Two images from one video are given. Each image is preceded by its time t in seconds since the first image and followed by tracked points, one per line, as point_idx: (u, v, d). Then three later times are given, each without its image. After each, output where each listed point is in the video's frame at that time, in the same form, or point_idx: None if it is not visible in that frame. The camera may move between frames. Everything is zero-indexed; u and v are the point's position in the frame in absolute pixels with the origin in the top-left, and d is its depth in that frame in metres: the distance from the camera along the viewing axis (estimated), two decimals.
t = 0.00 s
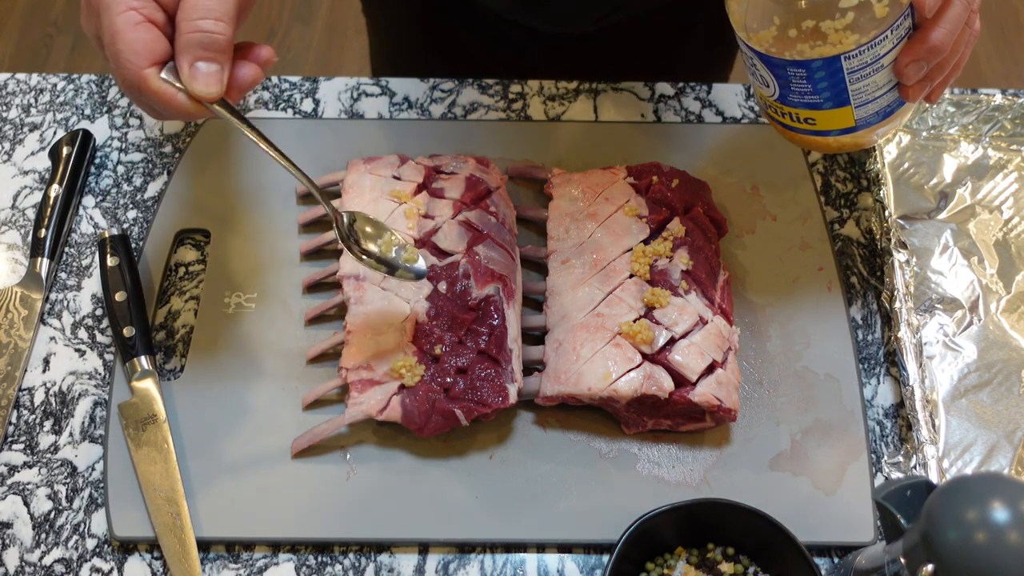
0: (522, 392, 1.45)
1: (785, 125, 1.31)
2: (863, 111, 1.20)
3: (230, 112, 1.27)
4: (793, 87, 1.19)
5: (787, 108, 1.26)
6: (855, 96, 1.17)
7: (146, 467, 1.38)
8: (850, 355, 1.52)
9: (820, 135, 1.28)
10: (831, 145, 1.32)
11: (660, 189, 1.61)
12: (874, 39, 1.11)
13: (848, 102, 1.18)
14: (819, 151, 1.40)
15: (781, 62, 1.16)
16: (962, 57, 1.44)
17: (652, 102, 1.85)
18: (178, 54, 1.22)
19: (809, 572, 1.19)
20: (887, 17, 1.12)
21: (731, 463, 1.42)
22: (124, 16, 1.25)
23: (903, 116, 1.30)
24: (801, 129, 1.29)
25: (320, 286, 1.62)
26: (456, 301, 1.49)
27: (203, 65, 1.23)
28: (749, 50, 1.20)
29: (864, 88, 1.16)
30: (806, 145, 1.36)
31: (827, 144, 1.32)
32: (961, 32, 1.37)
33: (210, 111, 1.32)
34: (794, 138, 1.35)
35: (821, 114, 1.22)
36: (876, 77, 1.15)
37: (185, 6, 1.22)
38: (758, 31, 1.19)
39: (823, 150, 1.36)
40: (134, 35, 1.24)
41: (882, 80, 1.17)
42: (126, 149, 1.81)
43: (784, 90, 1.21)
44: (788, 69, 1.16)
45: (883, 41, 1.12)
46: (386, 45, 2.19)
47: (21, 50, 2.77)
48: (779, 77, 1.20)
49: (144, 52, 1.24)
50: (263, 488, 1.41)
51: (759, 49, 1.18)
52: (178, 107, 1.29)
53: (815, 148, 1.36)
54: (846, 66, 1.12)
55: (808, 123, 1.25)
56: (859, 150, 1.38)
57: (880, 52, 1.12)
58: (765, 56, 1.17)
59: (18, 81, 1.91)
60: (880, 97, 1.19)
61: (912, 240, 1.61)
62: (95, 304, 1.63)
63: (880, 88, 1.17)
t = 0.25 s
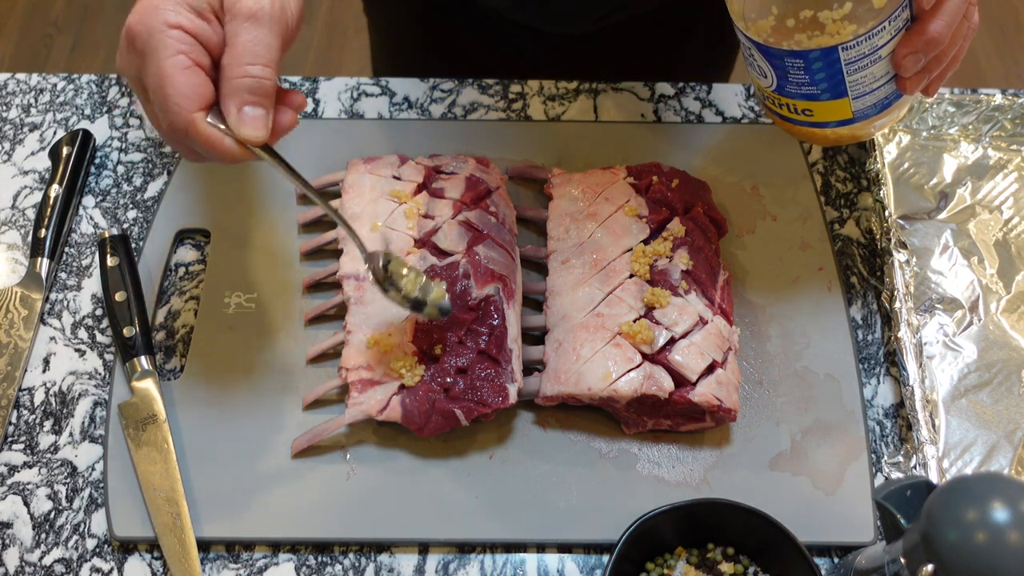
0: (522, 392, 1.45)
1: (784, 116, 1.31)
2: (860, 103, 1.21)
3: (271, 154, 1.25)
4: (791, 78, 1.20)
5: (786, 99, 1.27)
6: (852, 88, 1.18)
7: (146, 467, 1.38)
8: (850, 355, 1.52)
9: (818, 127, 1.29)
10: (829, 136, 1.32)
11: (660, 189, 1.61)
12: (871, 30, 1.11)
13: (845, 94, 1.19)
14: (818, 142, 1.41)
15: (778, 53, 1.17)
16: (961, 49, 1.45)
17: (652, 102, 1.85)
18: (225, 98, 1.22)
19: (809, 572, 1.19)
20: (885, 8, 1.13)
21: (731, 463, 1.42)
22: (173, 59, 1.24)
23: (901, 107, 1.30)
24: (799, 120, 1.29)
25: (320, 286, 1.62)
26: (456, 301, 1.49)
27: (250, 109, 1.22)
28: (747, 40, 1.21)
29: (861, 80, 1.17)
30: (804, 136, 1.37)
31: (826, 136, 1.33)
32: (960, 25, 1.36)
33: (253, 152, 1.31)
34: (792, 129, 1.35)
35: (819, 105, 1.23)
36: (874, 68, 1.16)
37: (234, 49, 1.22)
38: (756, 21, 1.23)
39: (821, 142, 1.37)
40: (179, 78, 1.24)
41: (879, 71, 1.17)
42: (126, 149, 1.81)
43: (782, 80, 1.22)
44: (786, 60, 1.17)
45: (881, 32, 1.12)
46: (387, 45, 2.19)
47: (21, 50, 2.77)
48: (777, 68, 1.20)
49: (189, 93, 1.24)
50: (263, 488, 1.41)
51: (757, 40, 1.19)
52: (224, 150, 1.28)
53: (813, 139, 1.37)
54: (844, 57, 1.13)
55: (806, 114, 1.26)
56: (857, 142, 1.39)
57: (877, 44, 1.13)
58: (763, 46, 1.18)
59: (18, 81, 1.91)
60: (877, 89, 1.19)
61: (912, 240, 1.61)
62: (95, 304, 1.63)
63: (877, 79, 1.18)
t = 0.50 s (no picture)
0: (522, 392, 1.45)
1: (791, 111, 1.32)
2: (869, 98, 1.21)
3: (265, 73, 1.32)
4: (800, 73, 1.21)
5: (794, 94, 1.28)
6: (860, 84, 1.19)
7: (147, 467, 1.38)
8: (851, 356, 1.52)
9: (826, 122, 1.29)
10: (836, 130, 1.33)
11: (660, 189, 1.61)
12: (882, 26, 1.12)
13: (855, 89, 1.20)
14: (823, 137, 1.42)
15: (788, 49, 1.17)
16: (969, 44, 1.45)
17: (652, 102, 1.85)
18: None
19: (809, 572, 1.18)
20: (893, 5, 1.12)
21: (731, 463, 1.42)
22: None
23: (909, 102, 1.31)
24: (808, 116, 1.30)
25: (320, 286, 1.62)
26: (456, 301, 1.49)
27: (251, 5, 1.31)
28: (756, 36, 1.22)
29: (870, 75, 1.17)
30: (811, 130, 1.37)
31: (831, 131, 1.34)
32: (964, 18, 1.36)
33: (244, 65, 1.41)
34: (802, 125, 1.36)
35: (828, 100, 1.23)
36: (883, 64, 1.16)
37: None
38: (767, 18, 1.25)
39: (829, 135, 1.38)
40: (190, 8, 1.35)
41: (887, 67, 1.18)
42: (126, 149, 1.81)
43: (791, 76, 1.23)
44: (795, 56, 1.17)
45: (890, 28, 1.12)
46: (387, 45, 2.19)
47: (21, 51, 2.77)
48: (786, 64, 1.21)
49: None
50: (263, 488, 1.41)
51: (767, 36, 1.19)
52: (214, 49, 1.36)
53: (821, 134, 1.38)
54: (853, 53, 1.13)
55: (814, 109, 1.27)
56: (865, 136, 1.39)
57: (887, 40, 1.13)
58: (773, 42, 1.18)
59: (18, 81, 1.91)
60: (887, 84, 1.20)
61: (912, 240, 1.61)
62: (95, 304, 1.63)
63: (886, 75, 1.18)
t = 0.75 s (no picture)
0: (522, 392, 1.45)
1: (775, 113, 1.33)
2: (849, 103, 1.23)
3: None
4: (781, 77, 1.22)
5: (777, 97, 1.29)
6: (840, 88, 1.20)
7: (147, 467, 1.38)
8: (851, 355, 1.52)
9: (809, 124, 1.30)
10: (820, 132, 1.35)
11: (660, 189, 1.61)
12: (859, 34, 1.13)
13: (834, 94, 1.21)
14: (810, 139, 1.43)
15: (770, 54, 1.19)
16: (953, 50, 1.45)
17: (652, 102, 1.85)
18: None
19: (809, 572, 1.18)
20: (870, 13, 1.15)
21: (731, 463, 1.42)
22: None
23: (891, 106, 1.32)
24: (791, 119, 1.31)
25: (320, 286, 1.61)
26: (456, 301, 1.49)
27: None
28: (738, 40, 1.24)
29: (849, 80, 1.18)
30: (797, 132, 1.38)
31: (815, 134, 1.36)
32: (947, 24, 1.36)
33: None
34: (787, 127, 1.37)
35: (809, 104, 1.24)
36: (861, 70, 1.17)
37: None
38: (748, 21, 1.27)
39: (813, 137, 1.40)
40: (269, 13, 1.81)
41: (867, 72, 1.19)
42: (126, 149, 1.81)
43: (773, 79, 1.24)
44: (775, 61, 1.19)
45: (867, 36, 1.14)
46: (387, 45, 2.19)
47: (21, 51, 2.77)
48: (767, 68, 1.23)
49: None
50: (263, 488, 1.41)
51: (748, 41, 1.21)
52: None
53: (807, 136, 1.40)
54: (831, 59, 1.15)
55: (796, 112, 1.28)
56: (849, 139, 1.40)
57: (864, 47, 1.15)
58: (755, 47, 1.20)
59: (18, 81, 1.91)
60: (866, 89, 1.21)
61: (912, 240, 1.61)
62: (95, 304, 1.62)
63: (866, 80, 1.20)
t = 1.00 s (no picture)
0: (522, 392, 1.45)
1: (734, 115, 1.27)
2: (802, 100, 1.15)
3: None
4: (729, 72, 1.16)
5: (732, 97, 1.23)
6: (791, 83, 1.13)
7: (147, 467, 1.38)
8: (851, 355, 1.52)
9: (768, 128, 1.24)
10: (783, 139, 1.28)
11: (660, 189, 1.61)
12: (797, 19, 1.06)
13: (785, 89, 1.14)
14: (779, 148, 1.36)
15: (712, 44, 1.13)
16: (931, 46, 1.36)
17: (652, 102, 1.85)
18: None
19: (809, 572, 1.18)
20: None
21: (731, 463, 1.42)
22: None
23: (855, 106, 1.24)
24: (749, 121, 1.25)
25: (320, 286, 1.62)
26: (456, 301, 1.49)
27: None
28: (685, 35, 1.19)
29: (797, 74, 1.12)
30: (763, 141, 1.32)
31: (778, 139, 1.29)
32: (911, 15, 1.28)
33: None
34: (749, 133, 1.31)
35: (762, 102, 1.18)
36: (808, 62, 1.10)
37: None
38: (691, 13, 1.20)
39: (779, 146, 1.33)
40: None
41: (816, 66, 1.11)
42: (126, 149, 1.81)
43: (722, 76, 1.18)
44: (719, 52, 1.13)
45: (809, 22, 1.06)
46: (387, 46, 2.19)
47: (21, 50, 2.77)
48: (715, 62, 1.17)
49: None
50: (263, 488, 1.41)
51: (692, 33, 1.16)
52: None
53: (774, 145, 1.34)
54: (773, 47, 1.08)
55: (752, 112, 1.22)
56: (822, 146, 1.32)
57: (807, 36, 1.07)
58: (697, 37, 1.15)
59: (18, 81, 1.91)
60: (821, 83, 1.14)
61: (912, 240, 1.61)
62: (95, 304, 1.62)
63: (815, 74, 1.12)
